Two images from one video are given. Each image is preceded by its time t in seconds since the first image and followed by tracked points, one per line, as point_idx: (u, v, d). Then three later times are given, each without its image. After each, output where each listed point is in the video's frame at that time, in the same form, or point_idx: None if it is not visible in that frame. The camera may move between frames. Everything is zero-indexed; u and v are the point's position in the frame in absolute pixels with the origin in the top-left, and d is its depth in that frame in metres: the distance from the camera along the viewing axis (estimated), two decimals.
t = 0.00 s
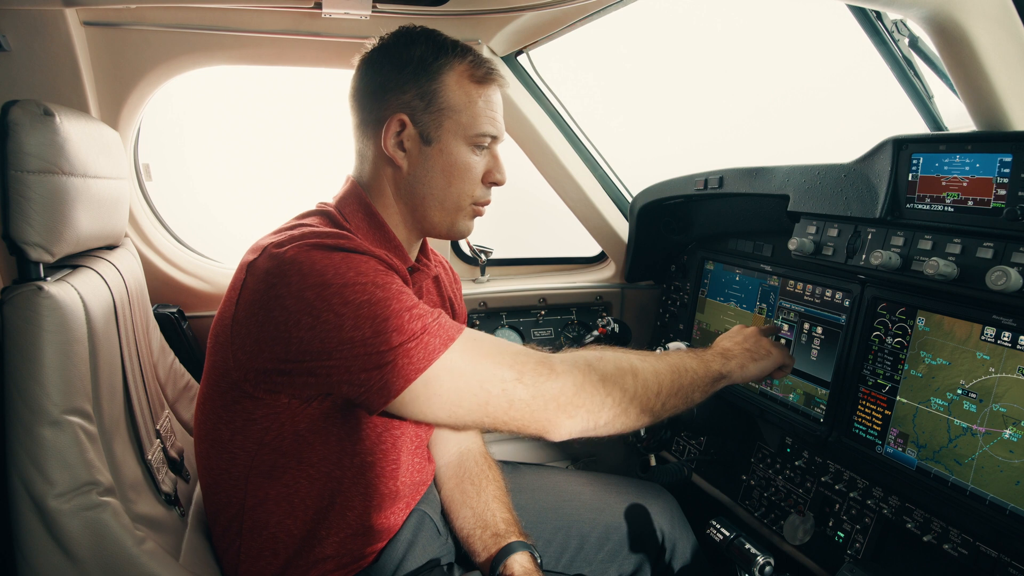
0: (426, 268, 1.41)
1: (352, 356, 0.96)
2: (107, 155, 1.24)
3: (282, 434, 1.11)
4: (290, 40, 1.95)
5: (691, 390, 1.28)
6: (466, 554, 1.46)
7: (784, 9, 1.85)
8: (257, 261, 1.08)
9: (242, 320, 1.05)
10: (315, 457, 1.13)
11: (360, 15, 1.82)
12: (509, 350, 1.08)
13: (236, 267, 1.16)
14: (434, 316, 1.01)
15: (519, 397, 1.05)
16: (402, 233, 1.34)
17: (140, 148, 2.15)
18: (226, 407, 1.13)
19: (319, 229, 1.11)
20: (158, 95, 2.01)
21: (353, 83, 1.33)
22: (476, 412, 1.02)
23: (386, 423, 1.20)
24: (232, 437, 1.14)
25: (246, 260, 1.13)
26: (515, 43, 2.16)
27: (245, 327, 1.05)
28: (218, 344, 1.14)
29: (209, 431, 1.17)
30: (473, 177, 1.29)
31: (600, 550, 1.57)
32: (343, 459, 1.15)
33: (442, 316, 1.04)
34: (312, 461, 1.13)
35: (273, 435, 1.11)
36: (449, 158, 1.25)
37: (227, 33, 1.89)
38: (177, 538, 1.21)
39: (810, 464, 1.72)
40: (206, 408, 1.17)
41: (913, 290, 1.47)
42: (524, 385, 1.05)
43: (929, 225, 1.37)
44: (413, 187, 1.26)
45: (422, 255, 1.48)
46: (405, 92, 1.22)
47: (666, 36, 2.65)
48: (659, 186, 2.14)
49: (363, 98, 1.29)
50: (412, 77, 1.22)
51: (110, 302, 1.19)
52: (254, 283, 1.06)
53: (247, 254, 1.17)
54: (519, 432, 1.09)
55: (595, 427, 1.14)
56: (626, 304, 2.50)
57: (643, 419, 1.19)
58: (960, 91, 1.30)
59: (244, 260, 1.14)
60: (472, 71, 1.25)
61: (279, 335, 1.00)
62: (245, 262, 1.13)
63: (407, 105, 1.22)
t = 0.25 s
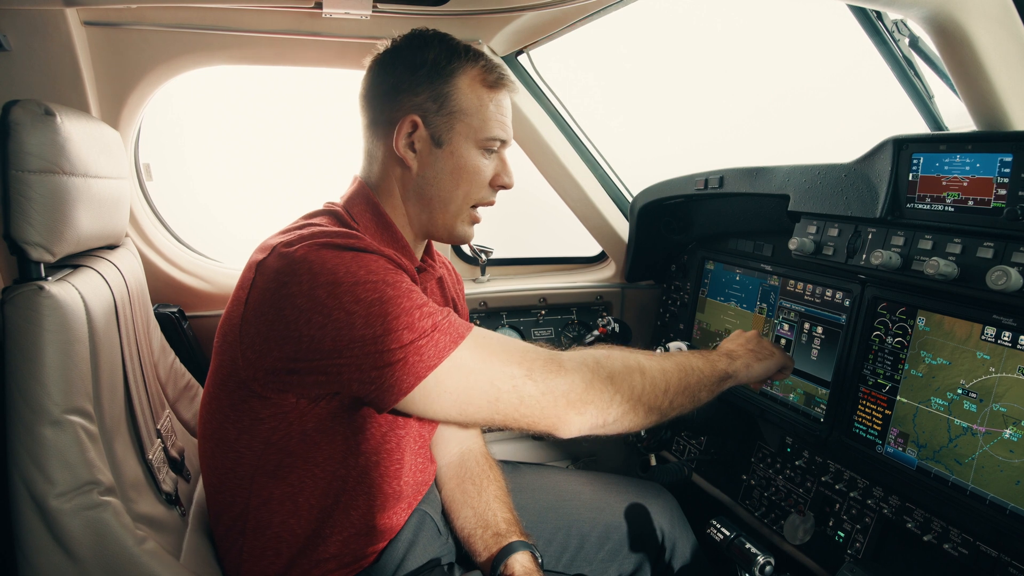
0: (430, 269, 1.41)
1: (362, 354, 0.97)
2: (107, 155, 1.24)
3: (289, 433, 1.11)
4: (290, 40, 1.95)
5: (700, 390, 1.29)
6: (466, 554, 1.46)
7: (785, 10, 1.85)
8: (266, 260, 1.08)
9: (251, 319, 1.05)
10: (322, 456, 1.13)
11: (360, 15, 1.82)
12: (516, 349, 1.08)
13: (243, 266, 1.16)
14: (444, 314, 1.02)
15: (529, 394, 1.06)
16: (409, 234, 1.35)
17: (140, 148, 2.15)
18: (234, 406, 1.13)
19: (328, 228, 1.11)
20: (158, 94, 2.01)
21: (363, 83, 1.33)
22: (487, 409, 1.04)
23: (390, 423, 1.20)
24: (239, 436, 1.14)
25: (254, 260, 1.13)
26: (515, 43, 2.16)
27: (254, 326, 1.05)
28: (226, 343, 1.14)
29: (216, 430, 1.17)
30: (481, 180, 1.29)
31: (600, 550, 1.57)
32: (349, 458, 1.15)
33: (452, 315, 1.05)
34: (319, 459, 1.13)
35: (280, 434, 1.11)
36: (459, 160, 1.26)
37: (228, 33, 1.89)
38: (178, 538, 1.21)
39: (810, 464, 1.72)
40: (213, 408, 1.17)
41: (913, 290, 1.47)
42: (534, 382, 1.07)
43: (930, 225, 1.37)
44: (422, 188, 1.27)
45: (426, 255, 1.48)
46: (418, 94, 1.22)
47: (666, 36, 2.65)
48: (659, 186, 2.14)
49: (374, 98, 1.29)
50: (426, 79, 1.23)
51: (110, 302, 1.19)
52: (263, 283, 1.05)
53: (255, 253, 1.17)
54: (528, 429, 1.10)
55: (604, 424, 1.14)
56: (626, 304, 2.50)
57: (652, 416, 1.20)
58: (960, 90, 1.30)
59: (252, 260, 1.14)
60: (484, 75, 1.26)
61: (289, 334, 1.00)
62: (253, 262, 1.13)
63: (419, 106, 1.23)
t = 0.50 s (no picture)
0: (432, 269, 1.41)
1: (364, 356, 0.97)
2: (108, 155, 1.24)
3: (291, 433, 1.12)
4: (290, 39, 1.95)
5: (701, 401, 1.29)
6: (466, 553, 1.46)
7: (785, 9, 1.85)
8: (270, 259, 1.08)
9: (255, 318, 1.05)
10: (323, 457, 1.14)
11: (360, 15, 1.82)
12: (517, 354, 1.09)
13: (247, 265, 1.16)
14: (446, 318, 1.02)
15: (528, 402, 1.06)
16: (413, 234, 1.35)
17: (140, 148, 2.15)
18: (236, 405, 1.13)
19: (332, 229, 1.11)
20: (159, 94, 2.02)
21: (371, 84, 1.34)
22: (485, 416, 1.04)
23: (392, 423, 1.20)
24: (241, 435, 1.14)
25: (259, 259, 1.13)
26: (515, 43, 2.16)
27: (257, 325, 1.05)
28: (229, 342, 1.14)
29: (218, 429, 1.17)
30: (488, 182, 1.31)
31: (600, 550, 1.58)
32: (350, 458, 1.15)
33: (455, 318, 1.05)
34: (320, 460, 1.14)
35: (282, 434, 1.12)
36: (466, 162, 1.27)
37: (228, 33, 1.89)
38: (178, 537, 1.21)
39: (810, 463, 1.72)
40: (215, 407, 1.17)
41: (913, 290, 1.47)
42: (534, 391, 1.07)
43: (930, 224, 1.38)
44: (429, 189, 1.27)
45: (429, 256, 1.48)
46: (428, 95, 1.24)
47: (666, 36, 2.65)
48: (659, 186, 2.14)
49: (383, 100, 1.29)
50: (435, 81, 1.24)
51: (111, 302, 1.19)
52: (268, 282, 1.06)
53: (259, 251, 1.18)
54: (525, 436, 1.10)
55: (601, 434, 1.15)
56: (626, 304, 2.50)
57: (651, 428, 1.20)
58: (960, 90, 1.30)
59: (256, 258, 1.14)
60: (493, 79, 1.28)
61: (292, 335, 1.00)
62: (257, 261, 1.13)
63: (428, 107, 1.24)
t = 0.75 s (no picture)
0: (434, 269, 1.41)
1: (366, 356, 0.97)
2: (108, 155, 1.24)
3: (293, 433, 1.12)
4: (290, 39, 1.95)
5: (705, 406, 1.28)
6: (466, 553, 1.46)
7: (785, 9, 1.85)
8: (273, 259, 1.08)
9: (258, 318, 1.05)
10: (325, 457, 1.14)
11: (360, 15, 1.82)
12: (518, 356, 1.09)
13: (251, 264, 1.16)
14: (448, 320, 1.02)
15: (528, 405, 1.06)
16: (416, 234, 1.34)
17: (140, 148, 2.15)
18: (239, 405, 1.13)
19: (335, 228, 1.11)
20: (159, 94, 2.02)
21: (375, 85, 1.34)
22: (485, 419, 1.04)
23: (394, 424, 1.20)
24: (243, 434, 1.14)
25: (262, 258, 1.13)
26: (515, 42, 2.16)
27: (260, 325, 1.05)
28: (232, 341, 1.14)
29: (220, 428, 1.17)
30: (491, 183, 1.31)
31: (600, 550, 1.58)
32: (351, 458, 1.15)
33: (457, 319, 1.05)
34: (321, 460, 1.14)
35: (284, 434, 1.12)
36: (470, 162, 1.27)
37: (228, 32, 1.89)
38: (178, 537, 1.21)
39: (810, 463, 1.72)
40: (218, 406, 1.17)
41: (913, 290, 1.47)
42: (535, 395, 1.07)
43: (930, 224, 1.38)
44: (433, 189, 1.27)
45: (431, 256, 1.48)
46: (433, 96, 1.24)
47: (666, 36, 2.65)
48: (659, 186, 2.14)
49: (387, 100, 1.30)
50: (440, 81, 1.24)
51: (111, 301, 1.19)
52: (271, 281, 1.06)
53: (262, 250, 1.18)
54: (526, 438, 1.10)
55: (602, 438, 1.15)
56: (626, 303, 2.50)
57: (652, 432, 1.20)
58: (960, 89, 1.30)
59: (260, 258, 1.14)
60: (497, 81, 1.29)
61: (295, 334, 1.00)
62: (261, 260, 1.13)
63: (433, 108, 1.24)
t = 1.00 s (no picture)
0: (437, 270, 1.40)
1: (370, 356, 0.97)
2: (108, 154, 1.24)
3: (295, 433, 1.12)
4: (291, 39, 1.94)
5: (706, 403, 1.29)
6: (466, 553, 1.46)
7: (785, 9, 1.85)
8: (276, 258, 1.08)
9: (261, 317, 1.05)
10: (326, 456, 1.14)
11: (360, 15, 1.82)
12: (520, 356, 1.09)
13: (254, 263, 1.16)
14: (451, 320, 1.02)
15: (532, 404, 1.07)
16: (419, 234, 1.34)
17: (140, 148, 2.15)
18: (241, 404, 1.13)
19: (338, 228, 1.11)
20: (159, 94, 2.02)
21: (379, 85, 1.34)
22: (489, 419, 1.05)
23: (395, 424, 1.20)
24: (245, 434, 1.14)
25: (265, 258, 1.13)
26: (515, 42, 2.16)
27: (263, 325, 1.05)
28: (235, 341, 1.14)
29: (222, 427, 1.17)
30: (494, 184, 1.31)
31: (600, 550, 1.58)
32: (353, 458, 1.15)
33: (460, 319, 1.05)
34: (323, 460, 1.14)
35: (286, 434, 1.12)
36: (474, 163, 1.27)
37: (228, 32, 1.89)
38: (178, 537, 1.21)
39: (811, 463, 1.72)
40: (220, 405, 1.17)
41: (914, 290, 1.47)
42: (538, 394, 1.07)
43: (930, 224, 1.38)
44: (436, 190, 1.27)
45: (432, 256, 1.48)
46: (438, 96, 1.24)
47: (667, 36, 2.65)
48: (659, 185, 2.14)
49: (392, 100, 1.30)
50: (445, 82, 1.24)
51: (111, 301, 1.19)
52: (274, 280, 1.05)
53: (265, 250, 1.18)
54: (529, 437, 1.11)
55: (605, 436, 1.15)
56: (626, 303, 2.50)
57: (654, 431, 1.20)
58: (960, 89, 1.30)
59: (262, 257, 1.14)
60: (502, 83, 1.29)
61: (298, 334, 1.00)
62: (264, 259, 1.13)
63: (437, 109, 1.24)
